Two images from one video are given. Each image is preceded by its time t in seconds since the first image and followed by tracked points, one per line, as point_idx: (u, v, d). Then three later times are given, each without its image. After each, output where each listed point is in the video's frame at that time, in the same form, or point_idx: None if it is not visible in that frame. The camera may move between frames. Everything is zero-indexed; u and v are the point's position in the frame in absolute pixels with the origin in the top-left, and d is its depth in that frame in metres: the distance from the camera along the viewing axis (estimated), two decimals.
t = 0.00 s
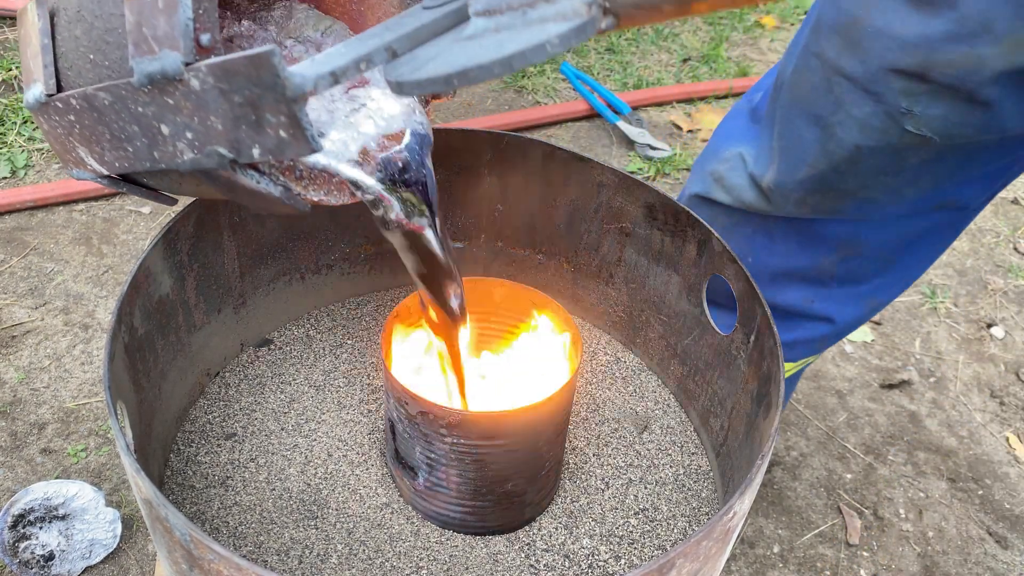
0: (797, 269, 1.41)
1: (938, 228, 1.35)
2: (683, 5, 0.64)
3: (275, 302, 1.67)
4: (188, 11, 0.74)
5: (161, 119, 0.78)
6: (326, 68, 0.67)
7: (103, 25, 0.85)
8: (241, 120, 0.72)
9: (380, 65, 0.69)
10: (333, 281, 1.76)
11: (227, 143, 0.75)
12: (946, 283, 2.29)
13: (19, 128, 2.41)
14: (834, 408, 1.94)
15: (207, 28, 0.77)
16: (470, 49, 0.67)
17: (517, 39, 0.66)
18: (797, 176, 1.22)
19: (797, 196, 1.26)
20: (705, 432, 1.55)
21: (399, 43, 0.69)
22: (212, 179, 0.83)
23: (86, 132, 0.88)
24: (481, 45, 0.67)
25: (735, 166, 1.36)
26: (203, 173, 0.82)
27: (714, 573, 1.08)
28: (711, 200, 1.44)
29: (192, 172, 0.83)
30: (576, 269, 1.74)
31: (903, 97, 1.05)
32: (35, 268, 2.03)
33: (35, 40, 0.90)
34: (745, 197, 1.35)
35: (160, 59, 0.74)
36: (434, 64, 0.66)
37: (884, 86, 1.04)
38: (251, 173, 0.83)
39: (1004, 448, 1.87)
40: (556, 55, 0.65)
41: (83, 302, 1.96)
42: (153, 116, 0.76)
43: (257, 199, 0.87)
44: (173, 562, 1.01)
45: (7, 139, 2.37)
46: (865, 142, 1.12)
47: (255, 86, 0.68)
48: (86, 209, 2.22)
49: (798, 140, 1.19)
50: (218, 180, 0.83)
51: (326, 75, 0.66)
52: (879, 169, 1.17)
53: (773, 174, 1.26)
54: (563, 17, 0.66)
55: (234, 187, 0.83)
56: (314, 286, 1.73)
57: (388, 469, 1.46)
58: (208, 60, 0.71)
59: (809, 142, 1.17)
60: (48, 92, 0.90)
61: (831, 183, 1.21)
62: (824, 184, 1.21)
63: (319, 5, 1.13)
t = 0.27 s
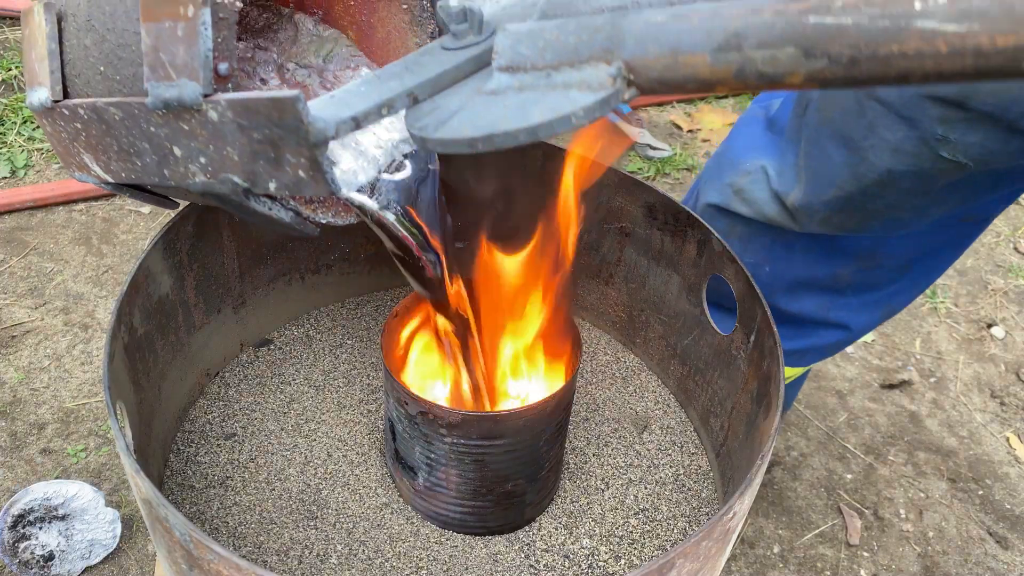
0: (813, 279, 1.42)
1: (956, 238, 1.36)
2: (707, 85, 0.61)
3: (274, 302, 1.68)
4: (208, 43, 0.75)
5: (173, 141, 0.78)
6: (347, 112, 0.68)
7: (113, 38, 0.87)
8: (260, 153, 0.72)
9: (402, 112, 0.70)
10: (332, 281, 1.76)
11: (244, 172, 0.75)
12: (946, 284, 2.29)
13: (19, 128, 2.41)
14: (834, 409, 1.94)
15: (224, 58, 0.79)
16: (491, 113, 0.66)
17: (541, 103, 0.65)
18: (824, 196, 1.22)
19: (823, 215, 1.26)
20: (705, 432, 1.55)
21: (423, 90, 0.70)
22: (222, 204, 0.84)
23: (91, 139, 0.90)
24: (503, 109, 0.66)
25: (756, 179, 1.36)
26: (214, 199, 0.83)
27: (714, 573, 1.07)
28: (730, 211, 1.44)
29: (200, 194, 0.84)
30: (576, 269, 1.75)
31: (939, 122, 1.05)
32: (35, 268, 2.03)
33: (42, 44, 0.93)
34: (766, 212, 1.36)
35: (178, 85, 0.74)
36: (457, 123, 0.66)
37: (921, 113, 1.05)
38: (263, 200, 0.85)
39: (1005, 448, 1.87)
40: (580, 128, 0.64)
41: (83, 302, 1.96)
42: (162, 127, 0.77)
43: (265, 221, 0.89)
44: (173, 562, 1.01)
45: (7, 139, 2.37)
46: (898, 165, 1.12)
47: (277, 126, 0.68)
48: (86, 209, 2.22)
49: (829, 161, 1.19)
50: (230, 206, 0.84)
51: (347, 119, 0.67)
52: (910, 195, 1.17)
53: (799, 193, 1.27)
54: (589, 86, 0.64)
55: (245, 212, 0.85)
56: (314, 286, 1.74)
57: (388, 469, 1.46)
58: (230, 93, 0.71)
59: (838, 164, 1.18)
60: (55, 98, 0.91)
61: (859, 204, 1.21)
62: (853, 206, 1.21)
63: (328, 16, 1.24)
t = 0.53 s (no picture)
0: (838, 286, 1.43)
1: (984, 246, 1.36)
2: (726, 146, 0.70)
3: (274, 302, 1.68)
4: (228, 70, 0.81)
5: (188, 158, 0.86)
6: (368, 149, 0.75)
7: (125, 50, 0.91)
8: (276, 180, 0.79)
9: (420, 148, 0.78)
10: (332, 281, 1.76)
11: (258, 195, 0.82)
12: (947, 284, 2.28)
13: (18, 128, 2.42)
14: (834, 409, 1.94)
15: (243, 81, 0.84)
16: (515, 161, 0.73)
17: (562, 155, 0.72)
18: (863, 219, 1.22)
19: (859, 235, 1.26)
20: (705, 432, 1.55)
21: (441, 128, 0.79)
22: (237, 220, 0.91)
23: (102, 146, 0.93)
24: (525, 158, 0.73)
25: (787, 193, 1.34)
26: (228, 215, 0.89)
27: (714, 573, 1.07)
28: (755, 221, 1.42)
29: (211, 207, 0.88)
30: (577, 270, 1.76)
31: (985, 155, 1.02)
32: (34, 268, 2.03)
33: (49, 50, 0.97)
34: (794, 226, 1.34)
35: (198, 110, 0.81)
36: (481, 168, 0.73)
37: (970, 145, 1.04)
38: (275, 221, 0.91)
39: (1005, 448, 1.87)
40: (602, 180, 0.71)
41: (82, 302, 1.96)
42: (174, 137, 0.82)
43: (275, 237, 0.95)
44: (172, 563, 1.01)
45: (7, 139, 2.38)
46: (939, 193, 1.11)
47: (299, 158, 0.74)
48: (86, 209, 2.22)
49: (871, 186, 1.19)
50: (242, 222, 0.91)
51: (369, 155, 0.74)
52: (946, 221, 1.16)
53: (834, 213, 1.26)
54: (611, 139, 0.72)
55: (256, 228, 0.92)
56: (313, 286, 1.74)
57: (388, 469, 1.46)
58: (249, 123, 0.78)
59: (876, 188, 1.19)
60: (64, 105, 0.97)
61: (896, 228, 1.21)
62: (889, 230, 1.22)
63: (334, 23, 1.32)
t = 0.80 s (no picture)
0: (870, 284, 1.39)
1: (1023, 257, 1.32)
2: (726, 177, 0.73)
3: (274, 303, 1.68)
4: (236, 78, 0.81)
5: (190, 162, 0.86)
6: (375, 164, 0.77)
7: (132, 51, 0.95)
8: (280, 191, 0.80)
9: (425, 162, 0.82)
10: (333, 281, 1.76)
11: (261, 205, 0.82)
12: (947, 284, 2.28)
13: (18, 128, 2.42)
14: (834, 409, 1.94)
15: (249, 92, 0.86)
16: (520, 185, 0.76)
17: (567, 180, 0.76)
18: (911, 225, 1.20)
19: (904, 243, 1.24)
20: (705, 432, 1.55)
21: (446, 146, 0.83)
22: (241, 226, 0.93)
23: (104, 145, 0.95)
24: (530, 182, 0.76)
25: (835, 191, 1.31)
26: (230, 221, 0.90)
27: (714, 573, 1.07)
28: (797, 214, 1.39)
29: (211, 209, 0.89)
30: (577, 269, 1.75)
31: None
32: (34, 268, 2.03)
33: (54, 47, 0.99)
34: (840, 227, 1.32)
35: (203, 116, 0.82)
36: (486, 190, 0.76)
37: None
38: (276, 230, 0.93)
39: (1006, 448, 1.86)
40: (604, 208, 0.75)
41: (82, 302, 1.95)
42: (178, 138, 0.84)
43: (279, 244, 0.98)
44: (172, 564, 1.01)
45: (7, 139, 2.38)
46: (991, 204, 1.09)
47: (305, 171, 0.75)
48: (86, 209, 2.22)
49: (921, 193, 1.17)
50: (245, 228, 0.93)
51: (375, 171, 0.77)
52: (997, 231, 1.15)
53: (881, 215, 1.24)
54: (616, 167, 0.76)
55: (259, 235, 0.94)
56: (313, 286, 1.73)
57: (388, 469, 1.46)
58: (256, 133, 0.79)
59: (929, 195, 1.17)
60: (66, 101, 0.97)
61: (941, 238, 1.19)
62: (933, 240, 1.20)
63: (342, 28, 1.34)
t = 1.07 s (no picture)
0: (900, 289, 1.36)
1: None
2: (731, 210, 0.77)
3: (273, 303, 1.67)
4: (246, 90, 0.84)
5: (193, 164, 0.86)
6: (382, 182, 0.80)
7: (138, 55, 0.96)
8: (285, 204, 0.82)
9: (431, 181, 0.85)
10: (333, 281, 1.76)
11: (264, 214, 0.85)
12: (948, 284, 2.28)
13: (17, 128, 2.41)
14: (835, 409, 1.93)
15: (258, 101, 0.91)
16: (525, 209, 0.80)
17: (573, 207, 0.80)
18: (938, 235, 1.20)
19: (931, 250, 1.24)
20: (705, 432, 1.55)
21: (453, 165, 0.86)
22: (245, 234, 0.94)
23: (108, 147, 0.97)
24: (536, 207, 0.80)
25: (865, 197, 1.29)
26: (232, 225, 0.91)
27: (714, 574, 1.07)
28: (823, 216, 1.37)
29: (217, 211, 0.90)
30: (576, 270, 1.75)
31: None
32: (34, 268, 2.02)
33: (60, 46, 1.00)
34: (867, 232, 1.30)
35: (211, 126, 0.84)
36: (493, 213, 0.80)
37: None
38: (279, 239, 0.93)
39: (1006, 449, 1.86)
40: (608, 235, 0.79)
41: (81, 302, 1.95)
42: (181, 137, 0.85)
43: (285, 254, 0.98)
44: (172, 565, 1.01)
45: (6, 139, 2.38)
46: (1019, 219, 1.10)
47: (312, 186, 0.77)
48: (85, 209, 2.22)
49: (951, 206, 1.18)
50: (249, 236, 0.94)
51: (382, 187, 0.78)
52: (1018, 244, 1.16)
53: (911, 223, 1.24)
54: (621, 195, 0.80)
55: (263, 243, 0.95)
56: (313, 286, 1.73)
57: (388, 469, 1.45)
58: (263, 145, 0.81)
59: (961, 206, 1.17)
60: (70, 101, 0.99)
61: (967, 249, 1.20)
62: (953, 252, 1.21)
63: (346, 32, 1.29)
